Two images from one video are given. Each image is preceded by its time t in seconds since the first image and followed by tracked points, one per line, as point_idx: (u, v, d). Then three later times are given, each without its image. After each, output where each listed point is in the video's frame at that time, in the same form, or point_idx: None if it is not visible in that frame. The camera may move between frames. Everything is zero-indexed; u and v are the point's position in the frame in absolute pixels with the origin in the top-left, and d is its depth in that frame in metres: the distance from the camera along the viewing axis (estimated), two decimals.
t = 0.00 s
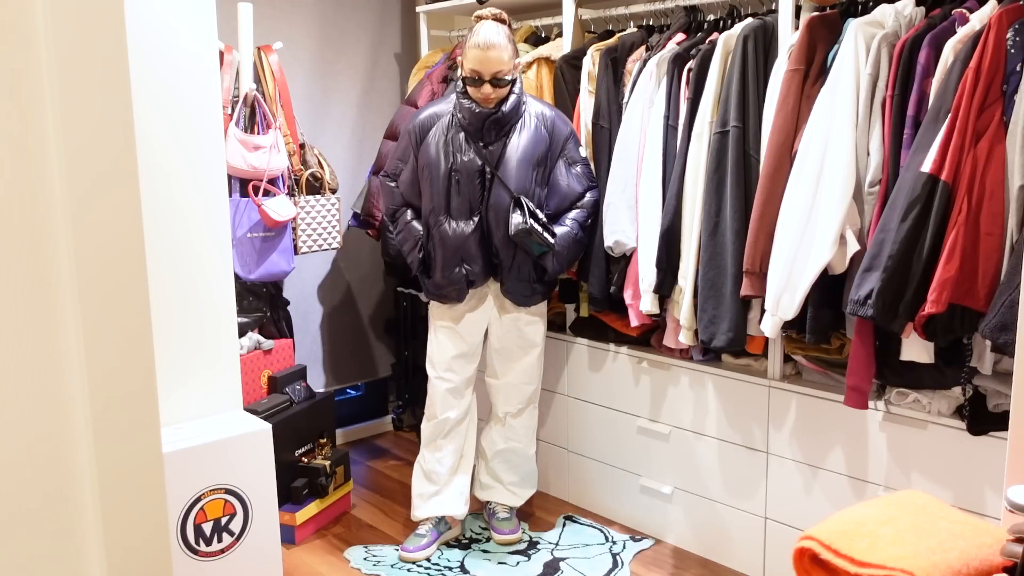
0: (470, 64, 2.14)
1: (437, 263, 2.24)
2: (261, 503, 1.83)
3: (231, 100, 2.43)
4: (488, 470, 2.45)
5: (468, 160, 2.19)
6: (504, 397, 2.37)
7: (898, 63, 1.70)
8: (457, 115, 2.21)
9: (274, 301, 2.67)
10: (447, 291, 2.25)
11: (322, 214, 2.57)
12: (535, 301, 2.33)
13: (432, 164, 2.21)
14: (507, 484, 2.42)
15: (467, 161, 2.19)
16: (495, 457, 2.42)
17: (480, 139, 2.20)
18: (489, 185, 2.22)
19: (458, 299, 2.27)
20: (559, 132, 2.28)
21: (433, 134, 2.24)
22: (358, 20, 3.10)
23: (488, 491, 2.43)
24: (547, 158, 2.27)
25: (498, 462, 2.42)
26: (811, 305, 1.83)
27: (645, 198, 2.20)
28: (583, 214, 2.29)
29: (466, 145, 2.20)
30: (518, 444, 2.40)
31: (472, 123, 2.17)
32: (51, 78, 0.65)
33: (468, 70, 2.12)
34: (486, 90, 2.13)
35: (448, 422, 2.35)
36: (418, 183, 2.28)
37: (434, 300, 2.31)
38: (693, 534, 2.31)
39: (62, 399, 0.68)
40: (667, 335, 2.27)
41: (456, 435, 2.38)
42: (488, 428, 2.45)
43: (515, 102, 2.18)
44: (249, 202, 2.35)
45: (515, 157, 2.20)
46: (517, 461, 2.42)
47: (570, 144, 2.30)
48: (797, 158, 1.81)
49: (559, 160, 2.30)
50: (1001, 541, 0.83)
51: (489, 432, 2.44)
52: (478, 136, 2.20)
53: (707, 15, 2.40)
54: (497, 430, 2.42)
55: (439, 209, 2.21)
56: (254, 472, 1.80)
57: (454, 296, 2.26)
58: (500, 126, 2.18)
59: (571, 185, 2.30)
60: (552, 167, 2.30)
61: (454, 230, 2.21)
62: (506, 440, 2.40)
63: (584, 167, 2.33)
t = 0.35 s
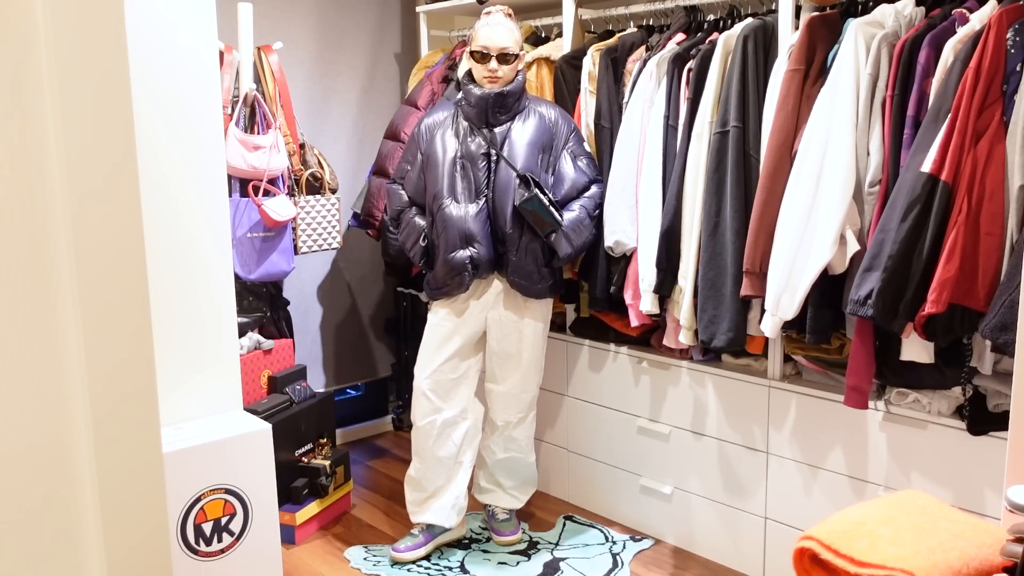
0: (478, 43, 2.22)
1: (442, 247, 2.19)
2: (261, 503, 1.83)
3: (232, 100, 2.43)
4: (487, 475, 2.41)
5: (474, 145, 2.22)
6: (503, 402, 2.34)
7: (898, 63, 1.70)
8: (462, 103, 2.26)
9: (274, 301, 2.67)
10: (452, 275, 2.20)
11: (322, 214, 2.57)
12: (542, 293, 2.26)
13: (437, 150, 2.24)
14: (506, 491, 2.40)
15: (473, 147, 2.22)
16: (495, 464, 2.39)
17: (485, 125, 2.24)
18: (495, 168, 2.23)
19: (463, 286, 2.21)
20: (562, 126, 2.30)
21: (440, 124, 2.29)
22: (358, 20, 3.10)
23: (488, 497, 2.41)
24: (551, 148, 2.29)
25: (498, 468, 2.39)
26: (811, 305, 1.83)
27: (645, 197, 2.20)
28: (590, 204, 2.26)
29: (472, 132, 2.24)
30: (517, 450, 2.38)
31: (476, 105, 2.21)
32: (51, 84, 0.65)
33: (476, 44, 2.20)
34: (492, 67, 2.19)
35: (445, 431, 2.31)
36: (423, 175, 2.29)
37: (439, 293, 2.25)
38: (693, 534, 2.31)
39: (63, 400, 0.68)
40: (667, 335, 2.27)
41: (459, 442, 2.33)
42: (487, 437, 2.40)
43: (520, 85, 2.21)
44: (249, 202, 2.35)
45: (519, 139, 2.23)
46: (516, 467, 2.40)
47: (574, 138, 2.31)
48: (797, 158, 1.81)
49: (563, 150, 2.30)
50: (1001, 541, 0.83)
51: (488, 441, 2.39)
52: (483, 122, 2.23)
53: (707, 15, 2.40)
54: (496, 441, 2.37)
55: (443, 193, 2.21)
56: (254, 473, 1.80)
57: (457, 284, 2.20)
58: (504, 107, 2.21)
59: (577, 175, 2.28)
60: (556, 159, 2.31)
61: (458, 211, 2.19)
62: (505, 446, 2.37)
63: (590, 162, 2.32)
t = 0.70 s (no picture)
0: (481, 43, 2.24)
1: (446, 244, 2.17)
2: (261, 503, 1.83)
3: (231, 100, 2.43)
4: (487, 475, 2.41)
5: (477, 143, 2.23)
6: (504, 402, 2.34)
7: (898, 63, 1.70)
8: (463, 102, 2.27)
9: (274, 301, 2.67)
10: (457, 271, 2.17)
11: (322, 214, 2.57)
12: (546, 291, 2.24)
13: (439, 149, 2.23)
14: (507, 492, 2.40)
15: (476, 144, 2.23)
16: (496, 464, 2.38)
17: (487, 123, 2.25)
18: (498, 166, 2.23)
19: (468, 283, 2.18)
20: (560, 127, 2.32)
21: (441, 124, 2.28)
22: (357, 20, 3.10)
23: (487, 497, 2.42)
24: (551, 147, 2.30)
25: (498, 468, 2.38)
26: (811, 305, 1.83)
27: (645, 197, 2.20)
28: (591, 202, 2.25)
29: (475, 130, 2.24)
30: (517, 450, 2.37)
31: (479, 103, 2.22)
32: (51, 85, 0.65)
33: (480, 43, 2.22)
34: (495, 65, 2.21)
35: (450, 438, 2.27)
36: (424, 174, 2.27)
37: (442, 293, 2.21)
38: (693, 534, 2.31)
39: (64, 400, 0.68)
40: (667, 335, 2.27)
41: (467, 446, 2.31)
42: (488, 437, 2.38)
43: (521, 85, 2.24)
44: (249, 202, 2.35)
45: (521, 138, 2.24)
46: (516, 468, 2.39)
47: (572, 139, 2.33)
48: (797, 158, 1.81)
49: (563, 150, 2.32)
50: (1001, 541, 0.83)
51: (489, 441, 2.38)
52: (486, 120, 2.25)
53: (707, 15, 2.39)
54: (497, 441, 2.36)
55: (447, 190, 2.19)
56: (253, 473, 1.80)
57: (461, 281, 2.18)
58: (507, 106, 2.23)
59: (579, 173, 2.29)
60: (555, 159, 2.32)
61: (462, 208, 2.18)
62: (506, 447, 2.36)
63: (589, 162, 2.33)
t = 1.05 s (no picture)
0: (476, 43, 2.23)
1: (439, 247, 2.18)
2: (261, 503, 1.83)
3: (231, 100, 2.43)
4: (486, 475, 2.42)
5: (471, 145, 2.22)
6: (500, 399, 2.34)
7: (898, 63, 1.70)
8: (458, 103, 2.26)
9: (274, 301, 2.67)
10: (450, 275, 2.17)
11: (322, 214, 2.57)
12: (542, 293, 2.24)
13: (433, 151, 2.23)
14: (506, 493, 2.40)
15: (470, 146, 2.22)
16: (495, 465, 2.38)
17: (482, 124, 2.25)
18: (493, 168, 2.23)
19: (462, 287, 2.19)
20: (558, 127, 2.31)
21: (436, 125, 2.28)
22: (357, 20, 3.10)
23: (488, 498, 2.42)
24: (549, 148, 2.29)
25: (498, 468, 2.39)
26: (811, 305, 1.83)
27: (645, 196, 2.20)
28: (589, 203, 2.25)
29: (469, 132, 2.24)
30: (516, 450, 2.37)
31: (473, 104, 2.21)
32: (51, 87, 0.65)
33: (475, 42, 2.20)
34: (490, 65, 2.20)
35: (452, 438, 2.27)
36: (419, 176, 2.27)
37: (437, 296, 2.22)
38: (693, 534, 2.31)
39: (63, 401, 0.68)
40: (667, 335, 2.27)
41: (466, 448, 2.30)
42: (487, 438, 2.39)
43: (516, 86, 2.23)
44: (249, 202, 2.35)
45: (516, 139, 2.24)
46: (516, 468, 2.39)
47: (569, 139, 2.32)
48: (797, 158, 1.81)
49: (561, 150, 2.31)
50: (1001, 541, 0.83)
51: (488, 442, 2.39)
52: (480, 122, 2.24)
53: (707, 15, 2.40)
54: (496, 441, 2.36)
55: (441, 192, 2.19)
56: (253, 473, 1.80)
57: (455, 284, 2.18)
58: (501, 107, 2.22)
59: (577, 173, 2.28)
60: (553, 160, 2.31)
61: (456, 211, 2.18)
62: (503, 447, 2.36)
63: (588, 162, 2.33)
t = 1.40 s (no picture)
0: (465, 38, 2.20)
1: (433, 259, 2.15)
2: (261, 503, 1.83)
3: (231, 100, 2.43)
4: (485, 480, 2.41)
5: (464, 152, 2.19)
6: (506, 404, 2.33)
7: (898, 63, 1.70)
8: (451, 108, 2.21)
9: (274, 301, 2.67)
10: (445, 288, 2.15)
11: (322, 214, 2.57)
12: (538, 302, 2.24)
13: (425, 158, 2.19)
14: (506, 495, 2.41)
15: (464, 153, 2.19)
16: (494, 469, 2.39)
17: (475, 130, 2.21)
18: (487, 175, 2.20)
19: (457, 299, 2.17)
20: (554, 129, 2.29)
21: (428, 130, 2.23)
22: (357, 20, 3.10)
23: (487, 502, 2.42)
24: (546, 152, 2.27)
25: (498, 472, 2.39)
26: (812, 305, 1.83)
27: (645, 196, 2.20)
28: (587, 208, 2.25)
29: (462, 137, 2.20)
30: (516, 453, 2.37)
31: (467, 111, 2.17)
32: (51, 85, 0.65)
33: (463, 37, 2.17)
34: (479, 60, 2.16)
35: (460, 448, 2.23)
36: (411, 182, 2.23)
37: (431, 306, 2.20)
38: (693, 534, 2.31)
39: (62, 398, 0.68)
40: (667, 335, 2.27)
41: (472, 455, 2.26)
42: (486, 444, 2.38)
43: (510, 88, 2.19)
44: (249, 202, 2.35)
45: (510, 145, 2.20)
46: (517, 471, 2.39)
47: (566, 141, 2.31)
48: (797, 158, 1.81)
49: (558, 154, 2.29)
50: (1001, 541, 0.83)
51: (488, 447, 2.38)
52: (473, 127, 2.20)
53: (707, 15, 2.39)
54: (496, 446, 2.37)
55: (434, 202, 2.16)
56: (253, 473, 1.80)
57: (449, 297, 2.16)
58: (495, 112, 2.18)
59: (573, 178, 2.27)
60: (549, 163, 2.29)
61: (450, 222, 2.15)
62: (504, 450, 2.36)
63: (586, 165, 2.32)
